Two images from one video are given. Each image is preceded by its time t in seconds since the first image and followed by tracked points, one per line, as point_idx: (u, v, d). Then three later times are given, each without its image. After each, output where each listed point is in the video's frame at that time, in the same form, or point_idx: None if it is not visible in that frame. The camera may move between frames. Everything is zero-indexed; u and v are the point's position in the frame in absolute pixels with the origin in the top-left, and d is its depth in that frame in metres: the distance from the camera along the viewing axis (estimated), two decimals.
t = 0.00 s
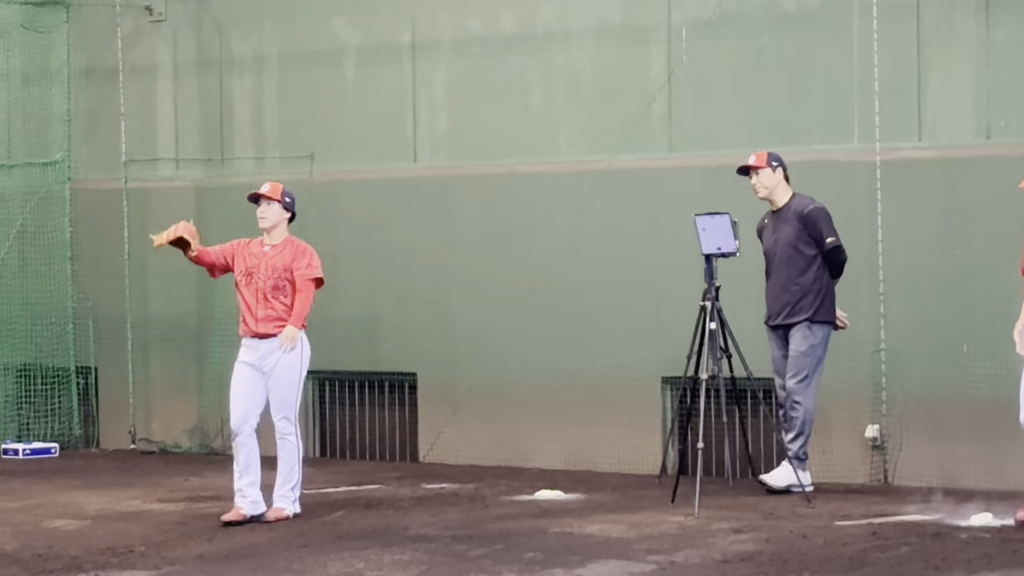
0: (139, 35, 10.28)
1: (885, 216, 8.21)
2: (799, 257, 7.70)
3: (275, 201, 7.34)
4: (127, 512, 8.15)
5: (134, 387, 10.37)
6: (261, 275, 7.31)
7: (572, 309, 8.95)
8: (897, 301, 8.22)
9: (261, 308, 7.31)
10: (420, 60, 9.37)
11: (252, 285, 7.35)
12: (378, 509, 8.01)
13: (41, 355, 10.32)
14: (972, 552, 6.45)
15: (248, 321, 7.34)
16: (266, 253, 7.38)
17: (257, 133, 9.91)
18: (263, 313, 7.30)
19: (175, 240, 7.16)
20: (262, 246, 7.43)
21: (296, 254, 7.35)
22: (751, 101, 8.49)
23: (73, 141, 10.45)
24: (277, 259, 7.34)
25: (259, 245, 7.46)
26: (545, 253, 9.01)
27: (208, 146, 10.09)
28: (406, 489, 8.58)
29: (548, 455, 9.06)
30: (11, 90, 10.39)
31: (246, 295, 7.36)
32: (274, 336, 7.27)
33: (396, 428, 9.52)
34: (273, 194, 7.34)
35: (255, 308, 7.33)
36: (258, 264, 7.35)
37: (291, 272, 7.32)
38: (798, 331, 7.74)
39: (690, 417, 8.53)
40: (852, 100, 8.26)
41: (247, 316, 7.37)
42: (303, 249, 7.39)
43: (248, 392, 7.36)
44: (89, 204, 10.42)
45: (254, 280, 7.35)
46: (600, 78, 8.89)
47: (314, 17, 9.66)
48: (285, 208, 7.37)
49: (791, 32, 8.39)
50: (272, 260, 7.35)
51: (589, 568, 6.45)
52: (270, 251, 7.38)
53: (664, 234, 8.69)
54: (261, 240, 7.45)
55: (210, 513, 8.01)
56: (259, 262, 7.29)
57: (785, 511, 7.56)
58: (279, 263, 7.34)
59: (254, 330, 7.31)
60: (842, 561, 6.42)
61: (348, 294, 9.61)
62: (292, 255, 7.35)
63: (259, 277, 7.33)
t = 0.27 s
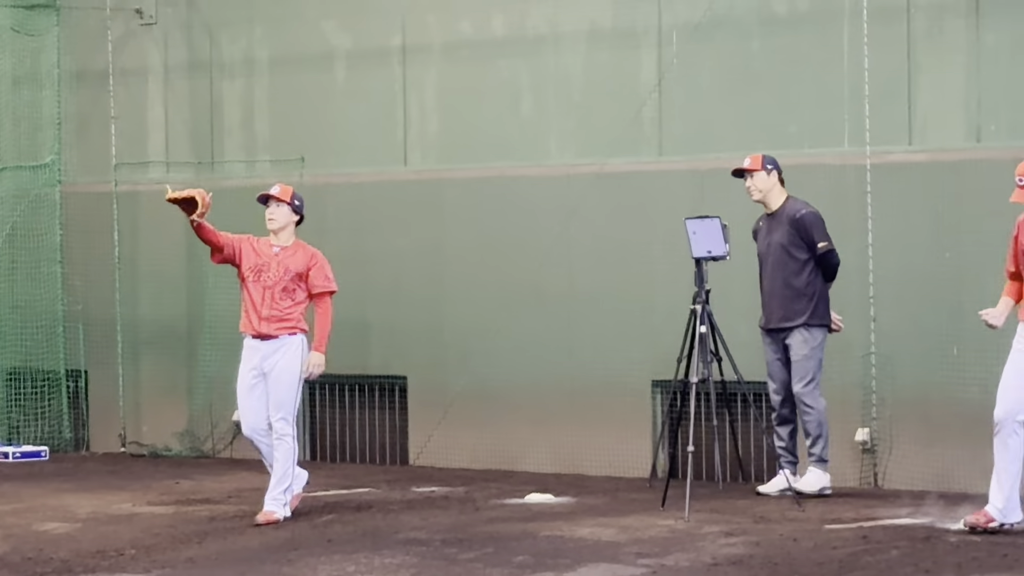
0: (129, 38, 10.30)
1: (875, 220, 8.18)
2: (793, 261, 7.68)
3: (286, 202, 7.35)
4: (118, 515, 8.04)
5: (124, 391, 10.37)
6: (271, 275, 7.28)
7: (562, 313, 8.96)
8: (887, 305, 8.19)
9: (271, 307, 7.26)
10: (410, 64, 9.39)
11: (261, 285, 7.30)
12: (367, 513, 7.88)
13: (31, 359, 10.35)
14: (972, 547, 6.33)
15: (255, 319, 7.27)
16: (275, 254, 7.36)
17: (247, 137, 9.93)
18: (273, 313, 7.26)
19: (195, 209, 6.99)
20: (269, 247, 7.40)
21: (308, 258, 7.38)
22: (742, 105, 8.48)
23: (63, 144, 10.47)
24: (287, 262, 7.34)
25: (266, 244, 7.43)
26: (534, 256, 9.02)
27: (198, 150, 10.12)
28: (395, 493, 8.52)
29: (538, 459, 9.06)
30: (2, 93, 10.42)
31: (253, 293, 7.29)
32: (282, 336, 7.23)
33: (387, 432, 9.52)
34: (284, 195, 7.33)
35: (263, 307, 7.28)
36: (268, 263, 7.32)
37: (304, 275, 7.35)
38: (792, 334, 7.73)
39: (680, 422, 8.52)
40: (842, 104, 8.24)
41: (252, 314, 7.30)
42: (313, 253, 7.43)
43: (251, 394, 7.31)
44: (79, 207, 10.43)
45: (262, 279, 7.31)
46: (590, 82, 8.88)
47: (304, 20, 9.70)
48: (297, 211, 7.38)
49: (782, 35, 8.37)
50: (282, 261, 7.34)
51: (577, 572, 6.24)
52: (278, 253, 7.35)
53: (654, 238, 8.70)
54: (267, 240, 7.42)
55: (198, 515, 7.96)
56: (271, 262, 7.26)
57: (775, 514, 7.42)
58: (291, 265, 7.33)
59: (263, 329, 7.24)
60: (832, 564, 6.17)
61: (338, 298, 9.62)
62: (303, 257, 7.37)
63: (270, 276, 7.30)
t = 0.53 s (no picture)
0: (123, 41, 10.32)
1: (868, 223, 8.18)
2: (799, 267, 7.65)
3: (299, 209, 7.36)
4: (111, 518, 8.01)
5: (118, 393, 10.39)
6: (287, 281, 7.34)
7: (555, 316, 8.96)
8: (880, 308, 8.19)
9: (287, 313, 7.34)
10: (403, 66, 9.39)
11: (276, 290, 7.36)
12: (361, 515, 7.85)
13: (25, 361, 10.41)
14: (967, 550, 6.31)
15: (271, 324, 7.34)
16: (288, 258, 7.40)
17: (241, 139, 9.94)
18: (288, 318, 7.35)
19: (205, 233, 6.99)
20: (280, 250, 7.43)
21: (319, 262, 7.46)
22: (735, 108, 8.47)
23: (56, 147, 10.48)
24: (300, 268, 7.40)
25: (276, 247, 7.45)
26: (528, 259, 9.02)
27: (191, 152, 10.12)
28: (389, 496, 8.51)
29: (532, 462, 9.06)
30: None
31: (267, 298, 7.35)
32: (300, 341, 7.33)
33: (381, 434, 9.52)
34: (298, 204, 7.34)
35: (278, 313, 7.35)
36: (282, 269, 7.37)
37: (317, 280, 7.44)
38: (795, 340, 7.71)
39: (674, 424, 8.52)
40: (836, 107, 8.23)
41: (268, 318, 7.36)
42: (323, 257, 7.50)
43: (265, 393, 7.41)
44: (72, 210, 10.45)
45: (276, 284, 7.36)
46: (584, 85, 8.89)
47: (298, 23, 9.70)
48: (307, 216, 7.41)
49: (775, 38, 8.36)
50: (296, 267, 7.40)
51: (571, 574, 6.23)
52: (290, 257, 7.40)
53: (647, 241, 8.70)
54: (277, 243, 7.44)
55: (190, 518, 7.95)
56: (288, 269, 7.31)
57: (768, 517, 7.43)
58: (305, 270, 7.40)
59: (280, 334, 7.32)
60: (826, 567, 6.16)
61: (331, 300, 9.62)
62: (316, 262, 7.44)
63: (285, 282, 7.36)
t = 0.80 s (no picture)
0: (120, 42, 10.32)
1: (866, 225, 8.17)
2: (821, 270, 7.59)
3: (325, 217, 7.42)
4: (108, 519, 8.00)
5: (115, 395, 10.39)
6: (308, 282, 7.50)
7: (553, 317, 8.96)
8: (878, 309, 8.18)
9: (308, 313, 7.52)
10: (401, 68, 9.39)
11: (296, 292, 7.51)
12: (358, 516, 7.84)
13: (22, 362, 10.40)
14: (965, 552, 6.31)
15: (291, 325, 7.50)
16: (306, 259, 7.53)
17: (237, 140, 9.94)
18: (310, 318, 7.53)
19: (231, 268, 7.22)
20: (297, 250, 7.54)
21: (334, 261, 7.64)
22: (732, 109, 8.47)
23: (54, 148, 10.47)
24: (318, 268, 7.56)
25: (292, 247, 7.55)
26: (526, 260, 9.02)
27: (188, 154, 10.13)
28: (386, 497, 8.50)
29: (529, 463, 9.06)
30: None
31: (289, 300, 7.49)
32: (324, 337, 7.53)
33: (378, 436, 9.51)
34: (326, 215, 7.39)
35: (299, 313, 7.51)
36: (302, 270, 7.51)
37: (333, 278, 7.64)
38: (814, 343, 7.66)
39: (671, 425, 8.52)
40: (833, 108, 8.22)
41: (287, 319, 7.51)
42: (338, 255, 7.66)
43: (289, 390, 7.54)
44: (70, 211, 10.45)
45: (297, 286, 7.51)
46: (581, 86, 8.89)
47: (295, 24, 9.70)
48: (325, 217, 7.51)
49: (772, 39, 8.35)
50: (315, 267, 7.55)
51: None
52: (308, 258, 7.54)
53: (645, 243, 8.69)
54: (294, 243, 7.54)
55: (187, 520, 7.95)
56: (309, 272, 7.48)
57: (766, 519, 7.42)
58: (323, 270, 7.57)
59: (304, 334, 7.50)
60: (823, 568, 6.15)
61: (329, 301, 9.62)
62: (332, 261, 7.61)
63: (306, 283, 7.51)
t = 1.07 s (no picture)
0: (119, 44, 10.32)
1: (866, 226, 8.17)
2: (840, 273, 7.55)
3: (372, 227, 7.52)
4: (107, 521, 7.99)
5: (114, 397, 10.40)
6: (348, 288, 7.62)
7: (552, 318, 8.96)
8: (878, 310, 8.18)
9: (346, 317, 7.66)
10: (400, 69, 9.39)
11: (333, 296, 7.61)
12: (357, 517, 7.83)
13: (22, 364, 10.36)
14: (965, 553, 6.30)
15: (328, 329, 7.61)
16: (345, 263, 7.63)
17: (237, 142, 9.94)
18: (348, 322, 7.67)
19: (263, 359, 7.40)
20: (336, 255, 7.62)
21: (368, 265, 7.77)
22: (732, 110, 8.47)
23: (53, 150, 10.47)
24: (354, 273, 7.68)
25: (332, 252, 7.61)
26: (525, 261, 9.02)
27: (187, 155, 10.13)
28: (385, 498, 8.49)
29: (529, 464, 9.07)
30: None
31: (331, 305, 7.58)
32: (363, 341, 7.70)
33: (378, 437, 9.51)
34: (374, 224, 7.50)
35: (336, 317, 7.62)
36: (343, 275, 7.61)
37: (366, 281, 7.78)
38: (828, 344, 7.65)
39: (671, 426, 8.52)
40: (832, 109, 8.22)
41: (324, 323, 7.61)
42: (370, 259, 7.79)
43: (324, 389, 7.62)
44: (69, 213, 10.46)
45: (337, 291, 7.61)
46: (580, 87, 8.88)
47: (294, 25, 9.70)
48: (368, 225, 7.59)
49: (772, 40, 8.34)
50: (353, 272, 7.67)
51: None
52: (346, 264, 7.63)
53: (644, 244, 8.69)
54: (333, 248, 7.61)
55: (187, 521, 7.95)
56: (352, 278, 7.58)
57: (766, 520, 7.42)
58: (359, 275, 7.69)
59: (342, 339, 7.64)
60: (822, 569, 6.14)
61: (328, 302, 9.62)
62: (367, 266, 7.74)
63: (345, 289, 7.63)
